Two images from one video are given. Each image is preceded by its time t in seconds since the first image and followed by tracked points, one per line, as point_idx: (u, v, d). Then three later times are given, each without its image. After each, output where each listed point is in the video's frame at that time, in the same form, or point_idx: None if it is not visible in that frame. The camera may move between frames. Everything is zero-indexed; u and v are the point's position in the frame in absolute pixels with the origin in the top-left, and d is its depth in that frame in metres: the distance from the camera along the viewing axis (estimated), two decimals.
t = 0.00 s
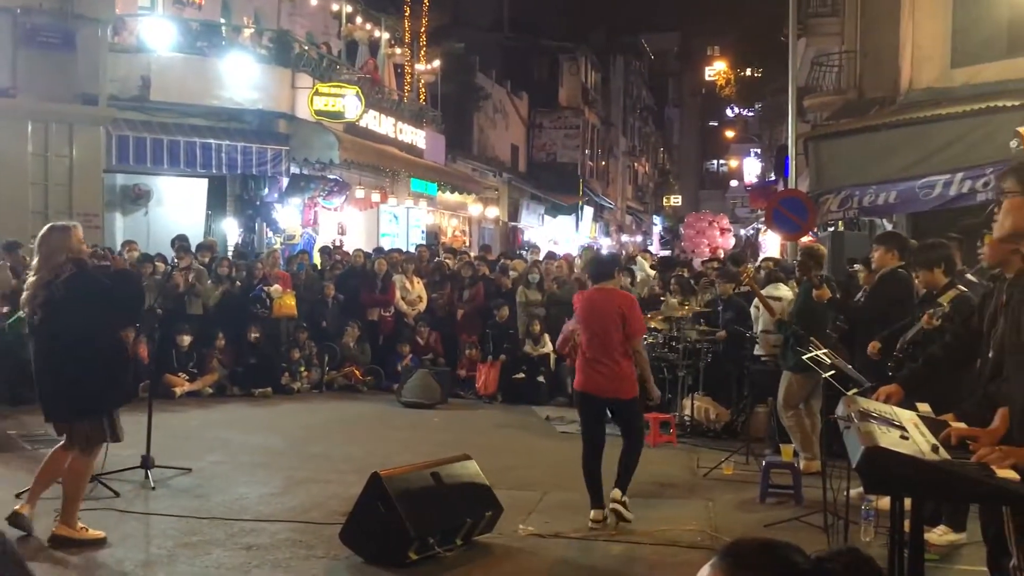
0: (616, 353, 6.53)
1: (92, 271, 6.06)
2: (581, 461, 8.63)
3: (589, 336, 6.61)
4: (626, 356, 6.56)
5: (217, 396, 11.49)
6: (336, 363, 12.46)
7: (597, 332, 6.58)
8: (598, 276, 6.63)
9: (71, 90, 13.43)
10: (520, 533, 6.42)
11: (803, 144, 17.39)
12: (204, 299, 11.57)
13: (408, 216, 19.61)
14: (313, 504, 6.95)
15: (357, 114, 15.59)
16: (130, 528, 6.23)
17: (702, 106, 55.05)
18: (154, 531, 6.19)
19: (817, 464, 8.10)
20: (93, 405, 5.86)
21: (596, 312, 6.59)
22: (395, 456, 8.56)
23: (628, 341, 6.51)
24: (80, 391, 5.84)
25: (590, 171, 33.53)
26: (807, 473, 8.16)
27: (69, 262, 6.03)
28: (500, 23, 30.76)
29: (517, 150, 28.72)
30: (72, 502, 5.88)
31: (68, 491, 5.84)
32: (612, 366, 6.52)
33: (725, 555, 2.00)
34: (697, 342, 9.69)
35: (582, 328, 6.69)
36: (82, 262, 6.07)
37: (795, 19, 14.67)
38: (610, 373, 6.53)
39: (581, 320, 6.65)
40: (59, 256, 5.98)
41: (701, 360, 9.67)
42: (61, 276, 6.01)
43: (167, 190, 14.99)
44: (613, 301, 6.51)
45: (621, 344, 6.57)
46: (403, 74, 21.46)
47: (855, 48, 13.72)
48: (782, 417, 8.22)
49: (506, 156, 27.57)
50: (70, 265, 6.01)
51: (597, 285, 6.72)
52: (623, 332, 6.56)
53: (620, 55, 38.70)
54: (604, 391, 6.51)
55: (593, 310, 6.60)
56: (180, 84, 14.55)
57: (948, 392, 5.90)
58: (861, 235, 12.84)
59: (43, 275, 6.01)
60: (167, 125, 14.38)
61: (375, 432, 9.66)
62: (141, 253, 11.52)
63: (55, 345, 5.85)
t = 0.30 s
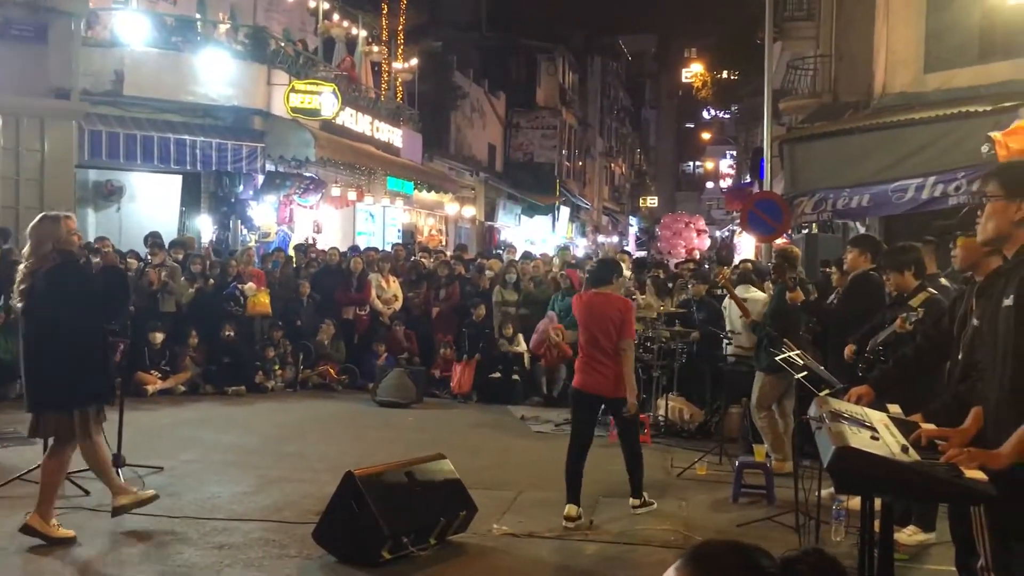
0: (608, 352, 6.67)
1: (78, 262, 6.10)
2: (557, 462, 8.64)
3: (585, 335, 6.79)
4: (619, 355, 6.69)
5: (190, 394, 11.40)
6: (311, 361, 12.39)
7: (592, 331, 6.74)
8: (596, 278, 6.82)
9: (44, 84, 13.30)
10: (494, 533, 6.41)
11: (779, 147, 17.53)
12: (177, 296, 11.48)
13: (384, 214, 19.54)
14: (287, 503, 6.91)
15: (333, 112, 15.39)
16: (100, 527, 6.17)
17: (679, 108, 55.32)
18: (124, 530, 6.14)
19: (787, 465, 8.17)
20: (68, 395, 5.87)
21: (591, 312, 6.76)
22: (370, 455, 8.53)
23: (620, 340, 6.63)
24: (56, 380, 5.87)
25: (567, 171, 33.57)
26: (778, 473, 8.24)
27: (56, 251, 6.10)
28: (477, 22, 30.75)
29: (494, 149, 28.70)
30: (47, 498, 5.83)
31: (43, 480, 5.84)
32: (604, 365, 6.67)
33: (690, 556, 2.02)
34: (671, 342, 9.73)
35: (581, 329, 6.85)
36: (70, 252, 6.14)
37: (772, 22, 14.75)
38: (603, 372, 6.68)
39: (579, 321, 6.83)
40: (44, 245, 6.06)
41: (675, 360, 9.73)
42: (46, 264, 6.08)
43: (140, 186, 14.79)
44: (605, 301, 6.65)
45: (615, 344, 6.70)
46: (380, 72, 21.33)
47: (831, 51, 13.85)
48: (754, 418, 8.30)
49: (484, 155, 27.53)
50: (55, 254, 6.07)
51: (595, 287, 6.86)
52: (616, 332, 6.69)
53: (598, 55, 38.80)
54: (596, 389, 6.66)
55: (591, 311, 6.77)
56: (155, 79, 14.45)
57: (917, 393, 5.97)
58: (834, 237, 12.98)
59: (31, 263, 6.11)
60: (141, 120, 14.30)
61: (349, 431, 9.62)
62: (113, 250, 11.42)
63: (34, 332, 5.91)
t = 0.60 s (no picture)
0: (622, 348, 7.05)
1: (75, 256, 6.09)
2: (541, 460, 8.65)
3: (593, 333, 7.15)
4: (630, 350, 7.08)
5: (172, 391, 11.33)
6: (294, 359, 12.35)
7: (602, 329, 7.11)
8: (602, 278, 7.22)
9: (25, 79, 13.13)
10: (476, 532, 6.41)
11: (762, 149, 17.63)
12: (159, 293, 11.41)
13: (368, 212, 19.50)
14: (269, 501, 6.88)
15: (318, 110, 15.37)
16: (79, 525, 6.13)
17: (663, 108, 55.46)
18: (103, 528, 6.09)
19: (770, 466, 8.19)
20: (57, 391, 5.92)
21: (601, 310, 7.14)
22: (353, 453, 8.52)
23: (633, 337, 7.05)
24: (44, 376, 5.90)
25: (552, 171, 33.60)
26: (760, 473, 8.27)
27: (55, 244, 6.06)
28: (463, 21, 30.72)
29: (479, 148, 28.69)
30: (30, 492, 5.79)
31: (26, 476, 5.82)
32: (614, 360, 7.03)
33: (653, 556, 2.02)
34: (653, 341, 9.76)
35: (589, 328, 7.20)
36: (71, 249, 6.11)
37: (756, 24, 14.82)
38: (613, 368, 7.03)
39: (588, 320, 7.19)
40: (43, 237, 6.02)
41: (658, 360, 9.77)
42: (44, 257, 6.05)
43: (123, 182, 14.71)
44: (616, 300, 7.07)
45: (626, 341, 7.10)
46: (365, 70, 21.23)
47: (814, 53, 13.92)
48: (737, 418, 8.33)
49: (469, 154, 27.51)
50: (53, 247, 6.03)
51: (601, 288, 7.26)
52: (627, 329, 7.10)
53: (583, 55, 38.85)
54: (610, 382, 7.01)
55: (599, 311, 7.15)
56: (138, 75, 14.36)
57: (898, 394, 6.01)
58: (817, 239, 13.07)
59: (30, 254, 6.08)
60: (124, 116, 14.24)
61: (332, 429, 9.59)
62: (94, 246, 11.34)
63: (28, 327, 5.91)
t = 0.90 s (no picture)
0: (622, 343, 7.15)
1: (88, 256, 6.17)
2: (530, 457, 8.67)
3: (593, 328, 7.21)
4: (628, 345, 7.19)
5: (161, 387, 11.31)
6: (284, 356, 12.33)
7: (603, 323, 7.18)
8: (601, 276, 7.28)
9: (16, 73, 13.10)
10: (466, 528, 6.43)
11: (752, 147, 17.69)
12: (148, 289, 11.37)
13: (358, 209, 19.50)
14: (258, 497, 6.88)
15: (308, 106, 15.37)
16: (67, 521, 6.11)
17: (654, 106, 55.55)
18: (91, 524, 6.07)
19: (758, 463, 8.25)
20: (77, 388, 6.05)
21: (601, 307, 7.21)
22: (342, 449, 8.52)
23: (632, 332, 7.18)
24: (59, 374, 6.02)
25: (542, 168, 33.61)
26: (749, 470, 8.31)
27: (68, 244, 6.15)
28: (454, 18, 30.70)
29: (470, 145, 28.68)
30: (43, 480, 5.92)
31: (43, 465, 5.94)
32: (617, 354, 7.12)
33: (636, 549, 1.98)
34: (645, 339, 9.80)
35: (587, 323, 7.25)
36: (84, 249, 6.20)
37: (747, 22, 14.83)
38: (615, 361, 7.11)
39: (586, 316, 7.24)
40: (58, 239, 6.11)
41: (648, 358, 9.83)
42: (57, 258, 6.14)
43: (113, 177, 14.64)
44: (617, 296, 7.17)
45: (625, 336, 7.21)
46: (356, 66, 21.19)
47: (805, 52, 13.96)
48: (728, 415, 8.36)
49: (460, 151, 27.50)
50: (66, 247, 6.12)
51: (598, 285, 7.33)
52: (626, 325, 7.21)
53: (574, 53, 38.85)
54: (611, 375, 7.09)
55: (598, 306, 7.21)
56: (128, 70, 14.29)
57: (886, 392, 6.04)
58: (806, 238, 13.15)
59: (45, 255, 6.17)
60: (113, 111, 14.12)
61: (322, 426, 9.59)
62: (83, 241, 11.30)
63: (42, 326, 6.03)
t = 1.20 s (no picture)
0: (609, 341, 7.21)
1: (93, 250, 6.25)
2: (522, 453, 8.67)
3: (582, 325, 7.29)
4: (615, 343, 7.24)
5: (152, 383, 11.28)
6: (275, 352, 12.30)
7: (591, 321, 7.25)
8: (591, 273, 7.35)
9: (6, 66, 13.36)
10: (458, 524, 6.43)
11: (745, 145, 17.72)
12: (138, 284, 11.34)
13: (350, 205, 19.47)
14: (249, 493, 6.87)
15: (300, 102, 15.41)
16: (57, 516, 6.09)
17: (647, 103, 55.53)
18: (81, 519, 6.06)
19: (749, 460, 8.27)
20: (83, 380, 6.14)
21: (589, 305, 7.29)
22: (334, 446, 8.51)
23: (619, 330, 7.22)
24: (59, 363, 6.10)
25: (535, 165, 33.60)
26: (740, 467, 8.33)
27: (73, 238, 6.22)
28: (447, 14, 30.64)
29: (462, 141, 28.63)
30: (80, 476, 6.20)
31: (77, 464, 6.16)
32: (603, 351, 7.17)
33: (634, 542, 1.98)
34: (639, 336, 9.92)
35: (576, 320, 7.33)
36: (90, 242, 6.30)
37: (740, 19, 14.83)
38: (602, 358, 7.17)
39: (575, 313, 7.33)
40: (65, 232, 6.21)
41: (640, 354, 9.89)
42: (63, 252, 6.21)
43: (104, 171, 14.56)
44: (605, 294, 7.24)
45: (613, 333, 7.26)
46: (348, 62, 21.13)
47: (798, 49, 13.99)
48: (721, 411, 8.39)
49: (452, 148, 27.46)
50: (72, 241, 6.20)
51: (588, 283, 7.40)
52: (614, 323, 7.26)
53: (567, 49, 38.83)
54: (596, 372, 7.16)
55: (587, 304, 7.29)
56: (119, 65, 14.20)
57: (877, 388, 6.02)
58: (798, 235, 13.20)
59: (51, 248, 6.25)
60: (106, 106, 14.01)
61: (314, 422, 9.58)
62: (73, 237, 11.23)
63: (45, 315, 6.10)
